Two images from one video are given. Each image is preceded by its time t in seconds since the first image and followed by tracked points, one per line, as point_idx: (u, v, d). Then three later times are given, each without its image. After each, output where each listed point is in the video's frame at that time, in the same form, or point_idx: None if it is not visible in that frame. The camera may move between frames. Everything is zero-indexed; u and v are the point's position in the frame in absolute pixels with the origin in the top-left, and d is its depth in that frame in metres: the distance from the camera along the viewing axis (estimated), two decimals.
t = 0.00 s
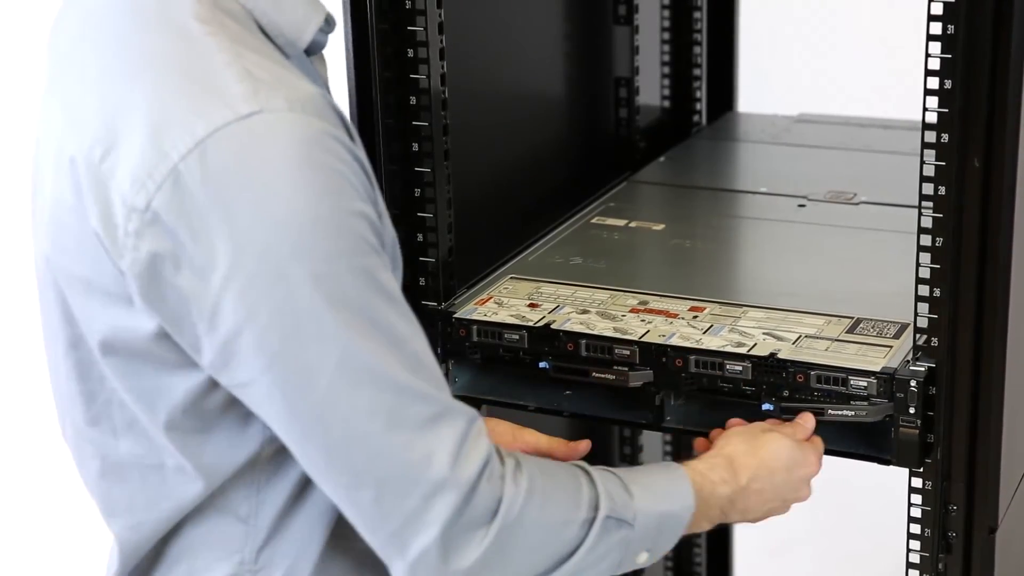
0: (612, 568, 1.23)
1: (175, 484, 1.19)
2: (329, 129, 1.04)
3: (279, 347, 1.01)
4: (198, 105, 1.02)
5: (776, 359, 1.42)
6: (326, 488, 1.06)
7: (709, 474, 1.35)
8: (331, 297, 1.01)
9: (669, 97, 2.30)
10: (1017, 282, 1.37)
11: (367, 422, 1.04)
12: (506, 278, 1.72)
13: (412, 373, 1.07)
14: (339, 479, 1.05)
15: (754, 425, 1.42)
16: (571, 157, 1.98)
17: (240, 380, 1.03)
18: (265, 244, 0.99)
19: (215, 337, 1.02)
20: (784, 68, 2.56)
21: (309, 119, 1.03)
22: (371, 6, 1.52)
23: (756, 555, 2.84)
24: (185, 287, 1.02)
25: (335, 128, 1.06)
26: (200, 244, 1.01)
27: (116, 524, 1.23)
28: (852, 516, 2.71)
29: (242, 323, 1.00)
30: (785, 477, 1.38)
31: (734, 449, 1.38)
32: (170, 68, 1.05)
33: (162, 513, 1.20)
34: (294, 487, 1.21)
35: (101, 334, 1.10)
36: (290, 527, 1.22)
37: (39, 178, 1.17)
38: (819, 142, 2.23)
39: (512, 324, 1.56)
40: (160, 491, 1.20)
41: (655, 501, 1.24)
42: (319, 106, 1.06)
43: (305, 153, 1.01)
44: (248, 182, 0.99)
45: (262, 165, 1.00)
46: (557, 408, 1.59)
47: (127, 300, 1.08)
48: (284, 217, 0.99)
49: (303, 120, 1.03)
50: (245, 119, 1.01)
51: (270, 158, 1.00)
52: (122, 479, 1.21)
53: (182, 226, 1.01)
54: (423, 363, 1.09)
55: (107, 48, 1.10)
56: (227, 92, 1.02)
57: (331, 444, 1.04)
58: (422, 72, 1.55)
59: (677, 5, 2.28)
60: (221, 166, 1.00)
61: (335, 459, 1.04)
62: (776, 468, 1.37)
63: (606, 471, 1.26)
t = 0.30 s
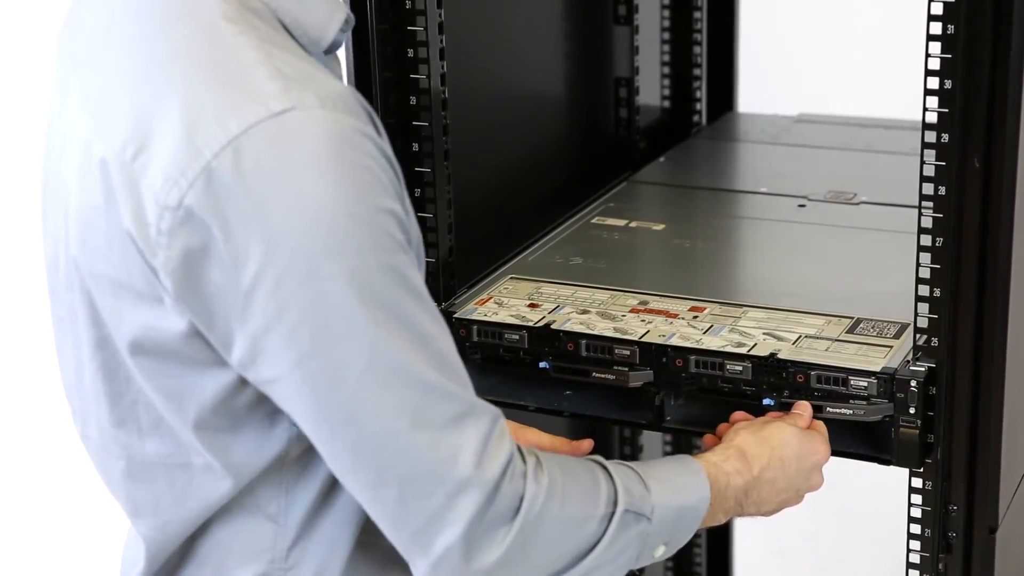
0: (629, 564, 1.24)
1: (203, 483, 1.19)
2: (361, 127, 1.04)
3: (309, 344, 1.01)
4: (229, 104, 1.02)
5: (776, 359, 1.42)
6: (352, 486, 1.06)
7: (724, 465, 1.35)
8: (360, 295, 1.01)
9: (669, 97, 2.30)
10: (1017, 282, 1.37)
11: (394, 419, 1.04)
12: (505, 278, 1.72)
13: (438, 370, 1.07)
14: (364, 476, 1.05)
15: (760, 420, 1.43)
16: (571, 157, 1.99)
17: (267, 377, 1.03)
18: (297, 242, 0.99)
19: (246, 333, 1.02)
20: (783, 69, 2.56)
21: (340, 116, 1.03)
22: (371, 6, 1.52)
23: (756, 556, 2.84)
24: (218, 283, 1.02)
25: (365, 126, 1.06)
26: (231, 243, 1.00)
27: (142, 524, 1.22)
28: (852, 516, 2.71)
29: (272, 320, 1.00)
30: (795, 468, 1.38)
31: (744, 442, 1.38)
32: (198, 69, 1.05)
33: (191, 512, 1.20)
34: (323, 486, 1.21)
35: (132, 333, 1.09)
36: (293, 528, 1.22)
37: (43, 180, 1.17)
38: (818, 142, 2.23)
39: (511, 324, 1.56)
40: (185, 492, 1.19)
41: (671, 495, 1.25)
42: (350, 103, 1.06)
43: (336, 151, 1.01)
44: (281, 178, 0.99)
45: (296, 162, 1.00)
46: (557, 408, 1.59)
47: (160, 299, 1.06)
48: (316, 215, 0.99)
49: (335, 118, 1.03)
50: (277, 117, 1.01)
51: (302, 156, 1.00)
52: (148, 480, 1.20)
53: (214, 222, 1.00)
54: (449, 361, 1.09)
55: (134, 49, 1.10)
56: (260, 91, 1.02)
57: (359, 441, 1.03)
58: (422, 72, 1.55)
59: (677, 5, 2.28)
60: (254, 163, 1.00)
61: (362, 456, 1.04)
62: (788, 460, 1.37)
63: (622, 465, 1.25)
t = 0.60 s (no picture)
0: (638, 555, 1.24)
1: (203, 479, 1.17)
2: (372, 114, 1.04)
3: (325, 329, 1.01)
4: (241, 92, 1.02)
5: (777, 359, 1.42)
6: (368, 472, 1.06)
7: (725, 474, 1.35)
8: (376, 279, 1.01)
9: (669, 97, 2.30)
10: (1017, 282, 1.37)
11: (411, 404, 1.04)
12: (506, 278, 1.72)
13: (453, 355, 1.07)
14: (380, 461, 1.05)
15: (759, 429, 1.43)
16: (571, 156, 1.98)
17: (283, 363, 1.03)
18: (312, 227, 0.99)
19: (262, 320, 1.02)
20: (783, 69, 2.56)
21: (352, 103, 1.03)
22: (371, 6, 1.52)
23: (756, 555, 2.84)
24: (233, 271, 1.02)
25: (376, 112, 1.06)
26: (246, 229, 1.00)
27: (149, 520, 1.22)
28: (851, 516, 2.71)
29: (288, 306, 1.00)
30: (794, 477, 1.39)
31: (744, 451, 1.39)
32: (210, 59, 1.05)
33: (198, 506, 1.20)
34: (336, 467, 1.20)
35: (142, 327, 1.09)
36: (295, 526, 1.22)
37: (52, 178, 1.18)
38: (818, 142, 2.23)
39: (512, 324, 1.56)
40: (191, 491, 1.18)
41: (678, 494, 1.25)
42: (361, 90, 1.06)
43: (349, 138, 1.01)
44: (295, 165, 0.99)
45: (310, 148, 1.00)
46: (557, 408, 1.59)
47: (170, 291, 1.06)
48: (329, 201, 0.99)
49: (347, 105, 1.03)
50: (290, 104, 1.01)
51: (316, 142, 1.00)
52: (152, 478, 1.19)
53: (228, 211, 1.00)
54: (463, 346, 1.09)
55: (146, 41, 1.09)
56: (273, 79, 1.03)
57: (374, 426, 1.03)
58: (422, 72, 1.55)
59: (677, 4, 2.28)
60: (269, 150, 1.00)
61: (378, 441, 1.04)
62: (786, 469, 1.37)
63: (632, 463, 1.25)
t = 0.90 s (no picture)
0: (637, 557, 1.24)
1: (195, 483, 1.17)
2: (360, 117, 1.04)
3: (316, 334, 1.01)
4: (229, 97, 1.02)
5: (777, 359, 1.42)
6: (362, 476, 1.06)
7: (725, 469, 1.35)
8: (366, 283, 1.01)
9: (669, 97, 2.30)
10: (1017, 282, 1.37)
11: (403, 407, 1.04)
12: (505, 278, 1.72)
13: (444, 358, 1.07)
14: (373, 465, 1.05)
15: (754, 419, 1.43)
16: (570, 156, 1.98)
17: (274, 368, 1.03)
18: (302, 231, 0.99)
19: (252, 326, 1.02)
20: (783, 69, 2.56)
21: (340, 107, 1.03)
22: (371, 6, 1.52)
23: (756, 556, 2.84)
24: (223, 276, 1.01)
25: (365, 116, 1.06)
26: (234, 233, 1.00)
27: (140, 524, 1.22)
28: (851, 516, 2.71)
29: (279, 312, 1.00)
30: (795, 466, 1.38)
31: (743, 445, 1.38)
32: (202, 60, 1.05)
33: (189, 511, 1.20)
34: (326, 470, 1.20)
35: (130, 327, 1.10)
36: (294, 528, 1.21)
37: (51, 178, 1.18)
38: (818, 142, 2.23)
39: (512, 324, 1.56)
40: (182, 493, 1.19)
41: (678, 491, 1.25)
42: (350, 94, 1.06)
43: (338, 142, 1.01)
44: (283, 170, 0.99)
45: (299, 153, 1.00)
46: (557, 408, 1.59)
47: (159, 294, 1.07)
48: (320, 204, 0.99)
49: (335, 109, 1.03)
50: (278, 108, 1.01)
51: (304, 147, 1.00)
52: (144, 481, 1.19)
53: (217, 215, 1.00)
54: (455, 350, 1.09)
55: (141, 41, 1.09)
56: (261, 83, 1.03)
57: (367, 430, 1.03)
58: (422, 72, 1.55)
59: (677, 4, 2.27)
60: (257, 155, 1.00)
61: (371, 445, 1.04)
62: (786, 459, 1.37)
63: (632, 463, 1.25)
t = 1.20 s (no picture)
0: (641, 562, 1.24)
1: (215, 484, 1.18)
2: (376, 120, 1.04)
3: (327, 336, 1.01)
4: (244, 97, 1.02)
5: (777, 359, 1.42)
6: (370, 478, 1.06)
7: (728, 469, 1.35)
8: (379, 285, 1.01)
9: (669, 97, 2.31)
10: (1017, 282, 1.37)
11: (413, 410, 1.04)
12: (506, 278, 1.72)
13: (455, 362, 1.07)
14: (382, 468, 1.05)
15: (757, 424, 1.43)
16: (571, 157, 1.98)
17: (285, 368, 1.03)
18: (315, 233, 0.99)
19: (264, 326, 1.02)
20: (784, 69, 2.56)
21: (356, 109, 1.03)
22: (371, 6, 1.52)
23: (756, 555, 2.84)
24: (236, 276, 1.02)
25: (381, 119, 1.06)
26: (248, 233, 1.00)
27: (157, 524, 1.23)
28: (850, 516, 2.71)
29: (291, 313, 1.00)
30: (801, 468, 1.38)
31: (745, 447, 1.38)
32: (211, 60, 1.05)
33: (206, 510, 1.20)
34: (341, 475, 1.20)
35: (146, 329, 1.09)
36: (314, 530, 1.22)
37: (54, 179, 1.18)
38: (818, 142, 2.23)
39: (511, 324, 1.56)
40: (198, 491, 1.19)
41: (683, 495, 1.25)
42: (365, 97, 1.06)
43: (353, 144, 1.01)
44: (298, 172, 0.99)
45: (313, 155, 1.00)
46: (557, 408, 1.59)
47: (174, 295, 1.06)
48: (333, 206, 0.99)
49: (351, 111, 1.03)
50: (294, 109, 1.01)
51: (320, 148, 1.00)
52: (160, 480, 1.20)
53: (231, 214, 1.00)
54: (466, 353, 1.09)
55: (149, 41, 1.10)
56: (276, 83, 1.03)
57: (376, 432, 1.03)
58: (422, 72, 1.55)
59: (677, 4, 2.28)
60: (272, 155, 1.00)
61: (380, 447, 1.04)
62: (790, 460, 1.37)
63: (635, 465, 1.26)
